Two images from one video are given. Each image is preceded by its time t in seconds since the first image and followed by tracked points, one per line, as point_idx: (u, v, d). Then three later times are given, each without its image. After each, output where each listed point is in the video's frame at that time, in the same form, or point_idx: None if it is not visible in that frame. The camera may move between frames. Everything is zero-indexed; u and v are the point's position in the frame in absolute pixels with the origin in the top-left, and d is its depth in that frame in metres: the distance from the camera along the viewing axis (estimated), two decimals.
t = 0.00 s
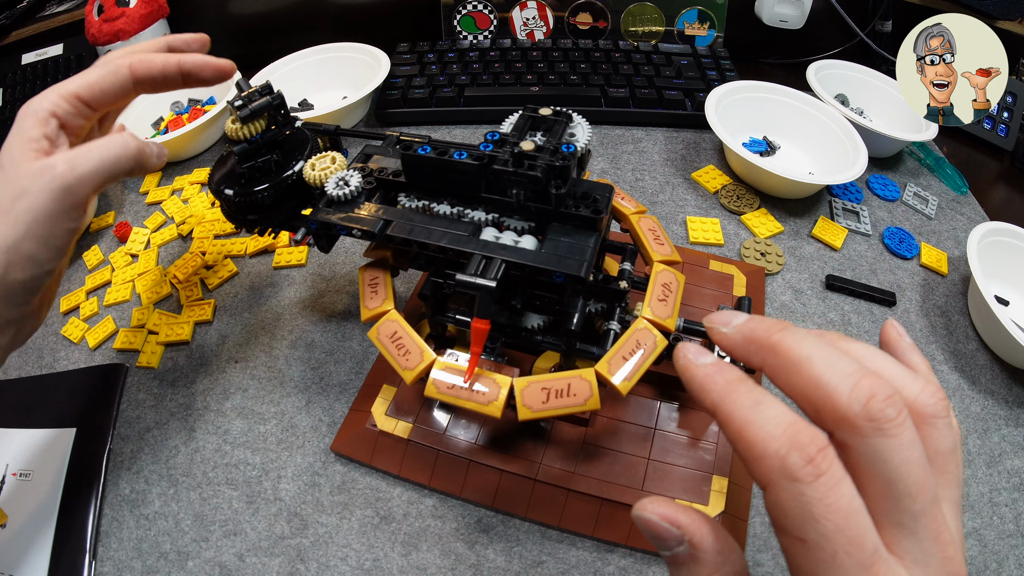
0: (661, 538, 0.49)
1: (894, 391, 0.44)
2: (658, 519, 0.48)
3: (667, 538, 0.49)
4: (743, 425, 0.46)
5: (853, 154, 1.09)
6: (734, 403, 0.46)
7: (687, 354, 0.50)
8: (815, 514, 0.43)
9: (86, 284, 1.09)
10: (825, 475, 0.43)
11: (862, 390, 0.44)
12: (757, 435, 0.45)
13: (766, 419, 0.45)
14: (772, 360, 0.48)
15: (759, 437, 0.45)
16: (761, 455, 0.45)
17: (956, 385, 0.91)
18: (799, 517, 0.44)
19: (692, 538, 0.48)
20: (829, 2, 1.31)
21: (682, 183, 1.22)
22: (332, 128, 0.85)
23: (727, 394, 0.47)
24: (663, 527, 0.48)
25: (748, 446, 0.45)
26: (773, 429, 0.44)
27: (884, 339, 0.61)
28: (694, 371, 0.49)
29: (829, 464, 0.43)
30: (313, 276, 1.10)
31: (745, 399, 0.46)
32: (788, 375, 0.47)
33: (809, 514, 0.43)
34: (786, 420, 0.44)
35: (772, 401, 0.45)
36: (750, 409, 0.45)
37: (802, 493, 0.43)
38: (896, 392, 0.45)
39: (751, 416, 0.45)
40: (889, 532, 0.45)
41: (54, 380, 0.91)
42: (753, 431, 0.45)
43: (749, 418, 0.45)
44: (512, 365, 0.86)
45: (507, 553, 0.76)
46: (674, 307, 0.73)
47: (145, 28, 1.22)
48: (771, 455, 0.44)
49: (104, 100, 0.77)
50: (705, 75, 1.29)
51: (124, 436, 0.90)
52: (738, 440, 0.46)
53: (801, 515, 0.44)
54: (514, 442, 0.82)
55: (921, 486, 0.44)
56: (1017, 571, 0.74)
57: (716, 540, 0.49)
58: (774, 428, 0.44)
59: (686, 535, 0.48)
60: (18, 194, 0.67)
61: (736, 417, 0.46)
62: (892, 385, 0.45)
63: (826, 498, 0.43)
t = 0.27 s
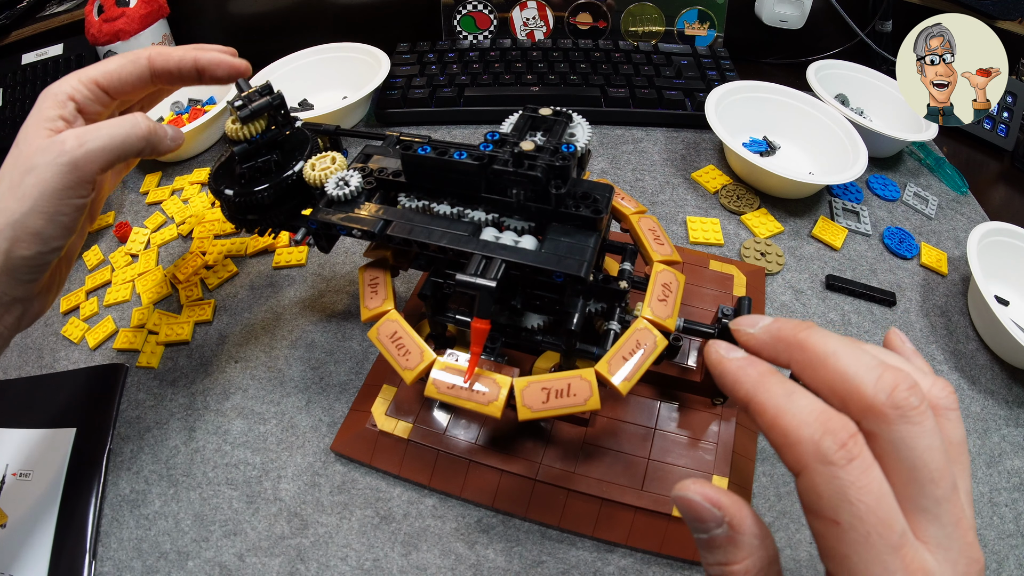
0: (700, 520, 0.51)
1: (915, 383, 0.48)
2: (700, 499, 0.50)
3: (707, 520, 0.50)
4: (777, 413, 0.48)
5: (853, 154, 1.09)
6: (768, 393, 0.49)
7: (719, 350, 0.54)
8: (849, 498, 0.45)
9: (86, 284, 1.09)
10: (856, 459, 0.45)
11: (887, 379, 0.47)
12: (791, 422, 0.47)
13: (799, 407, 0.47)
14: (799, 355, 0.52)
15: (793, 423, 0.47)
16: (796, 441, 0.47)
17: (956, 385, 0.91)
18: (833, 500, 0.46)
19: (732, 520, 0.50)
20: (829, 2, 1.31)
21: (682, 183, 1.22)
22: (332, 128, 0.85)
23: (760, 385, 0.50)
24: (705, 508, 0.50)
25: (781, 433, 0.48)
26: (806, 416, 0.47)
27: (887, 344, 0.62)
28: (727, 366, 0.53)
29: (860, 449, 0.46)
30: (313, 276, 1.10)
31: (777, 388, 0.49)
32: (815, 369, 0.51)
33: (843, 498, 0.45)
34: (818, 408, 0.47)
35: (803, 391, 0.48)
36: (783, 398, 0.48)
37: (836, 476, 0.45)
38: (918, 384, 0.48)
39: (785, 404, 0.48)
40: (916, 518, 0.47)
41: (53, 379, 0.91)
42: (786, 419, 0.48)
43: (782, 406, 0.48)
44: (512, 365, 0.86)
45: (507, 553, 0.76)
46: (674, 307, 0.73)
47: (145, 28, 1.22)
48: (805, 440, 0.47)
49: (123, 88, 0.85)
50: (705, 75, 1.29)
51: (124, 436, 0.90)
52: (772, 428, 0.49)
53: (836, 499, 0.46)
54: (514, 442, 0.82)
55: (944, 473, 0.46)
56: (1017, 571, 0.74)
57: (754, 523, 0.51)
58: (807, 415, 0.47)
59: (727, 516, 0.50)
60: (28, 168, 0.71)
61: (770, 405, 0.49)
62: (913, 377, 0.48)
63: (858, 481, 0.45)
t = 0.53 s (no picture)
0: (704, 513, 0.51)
1: (912, 379, 0.48)
2: (705, 493, 0.50)
3: (711, 514, 0.50)
4: (778, 410, 0.48)
5: (853, 154, 1.09)
6: (768, 391, 0.49)
7: (719, 349, 0.54)
8: (850, 494, 0.45)
9: (86, 284, 1.09)
10: (857, 455, 0.45)
11: (885, 377, 0.48)
12: (791, 419, 0.48)
13: (799, 404, 0.48)
14: (798, 354, 0.52)
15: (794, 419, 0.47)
16: (797, 438, 0.47)
17: (956, 385, 0.91)
18: (835, 495, 0.46)
19: (736, 513, 0.50)
20: (829, 2, 1.31)
21: (682, 183, 1.22)
22: (332, 128, 0.85)
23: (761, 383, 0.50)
24: (709, 501, 0.50)
25: (782, 430, 0.48)
26: (807, 412, 0.47)
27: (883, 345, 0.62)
28: (728, 364, 0.53)
29: (860, 444, 0.46)
30: (313, 276, 1.09)
31: (778, 386, 0.49)
32: (814, 367, 0.51)
33: (844, 494, 0.45)
34: (818, 405, 0.47)
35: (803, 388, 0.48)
36: (784, 395, 0.49)
37: (838, 472, 0.45)
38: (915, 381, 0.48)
39: (786, 401, 0.48)
40: (916, 514, 0.47)
41: (52, 379, 0.91)
42: (787, 416, 0.48)
43: (783, 403, 0.48)
44: (512, 365, 0.86)
45: (507, 553, 0.76)
46: (674, 307, 0.73)
47: (145, 28, 1.22)
48: (807, 436, 0.47)
49: (123, 97, 0.84)
50: (705, 75, 1.29)
51: (124, 436, 0.90)
52: (774, 426, 0.49)
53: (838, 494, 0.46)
54: (514, 442, 0.82)
55: (942, 468, 0.47)
56: (1017, 571, 0.74)
57: (758, 516, 0.51)
58: (808, 412, 0.47)
59: (731, 510, 0.50)
60: (24, 181, 0.71)
61: (770, 403, 0.49)
62: (910, 375, 0.49)
63: (860, 476, 0.45)
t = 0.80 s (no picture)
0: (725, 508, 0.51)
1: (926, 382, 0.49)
2: (728, 487, 0.50)
3: (733, 508, 0.50)
4: (800, 410, 0.49)
5: (852, 154, 1.09)
6: (789, 391, 0.50)
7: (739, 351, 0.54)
8: (869, 492, 0.45)
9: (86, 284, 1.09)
10: (876, 455, 0.46)
11: (901, 379, 0.48)
12: (812, 419, 0.48)
13: (820, 404, 0.48)
14: (815, 356, 0.53)
15: (815, 419, 0.48)
16: (818, 437, 0.47)
17: (956, 385, 0.91)
18: (853, 494, 0.46)
19: (757, 508, 0.50)
20: (829, 2, 1.31)
21: (682, 183, 1.22)
22: (332, 128, 0.85)
23: (781, 382, 0.50)
24: (732, 496, 0.50)
25: (802, 429, 0.48)
26: (828, 412, 0.47)
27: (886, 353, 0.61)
28: (747, 365, 0.53)
29: (879, 444, 0.46)
30: (313, 276, 1.09)
31: (799, 386, 0.49)
32: (830, 371, 0.51)
33: (863, 492, 0.45)
34: (839, 406, 0.47)
35: (824, 389, 0.49)
36: (805, 395, 0.49)
37: (857, 471, 0.46)
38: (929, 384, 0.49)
39: (808, 401, 0.48)
40: (929, 515, 0.47)
41: (51, 379, 0.91)
42: (808, 415, 0.48)
43: (803, 403, 0.49)
44: (512, 365, 0.86)
45: (507, 553, 0.76)
46: (674, 307, 0.73)
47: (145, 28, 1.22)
48: (827, 435, 0.47)
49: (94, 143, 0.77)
50: (705, 75, 1.28)
51: (124, 436, 0.90)
52: (794, 425, 0.49)
53: (857, 493, 0.45)
54: (514, 442, 0.82)
55: (955, 469, 0.47)
56: (1017, 571, 0.74)
57: (778, 513, 0.51)
58: (829, 411, 0.47)
59: (754, 505, 0.50)
60: None
61: (791, 403, 0.49)
62: (925, 378, 0.49)
63: (879, 475, 0.45)
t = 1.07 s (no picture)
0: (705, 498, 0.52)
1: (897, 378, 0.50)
2: (708, 476, 0.50)
3: (713, 498, 0.51)
4: (774, 405, 0.49)
5: (853, 154, 1.09)
6: (763, 387, 0.51)
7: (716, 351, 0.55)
8: (842, 484, 0.46)
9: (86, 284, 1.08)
10: (849, 447, 0.46)
11: (871, 376, 0.49)
12: (786, 413, 0.49)
13: (793, 399, 0.49)
14: (790, 356, 0.54)
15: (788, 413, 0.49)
16: (791, 431, 0.48)
17: (956, 385, 0.91)
18: (828, 485, 0.46)
19: (736, 497, 0.51)
20: (829, 2, 1.31)
21: (682, 183, 1.22)
22: (332, 128, 0.85)
23: (756, 379, 0.51)
24: (712, 485, 0.51)
25: (778, 424, 0.49)
26: (801, 406, 0.48)
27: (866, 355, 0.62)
28: (723, 363, 0.54)
29: (851, 437, 0.47)
30: (313, 276, 1.09)
31: (773, 382, 0.50)
32: (803, 370, 0.53)
33: (836, 484, 0.46)
34: (812, 401, 0.48)
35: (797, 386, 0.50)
36: (779, 391, 0.50)
37: (831, 463, 0.46)
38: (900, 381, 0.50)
39: (781, 397, 0.49)
40: (906, 508, 0.47)
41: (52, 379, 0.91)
42: (782, 411, 0.49)
43: (778, 399, 0.49)
44: (512, 365, 0.86)
45: (507, 553, 0.76)
46: (674, 307, 0.73)
47: (145, 28, 1.22)
48: (800, 429, 0.48)
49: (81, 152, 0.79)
50: (705, 75, 1.28)
51: (124, 436, 0.90)
52: (770, 421, 0.50)
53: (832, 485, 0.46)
54: (514, 442, 0.82)
55: (929, 462, 0.47)
56: (1017, 571, 0.74)
57: (757, 504, 0.52)
58: (802, 406, 0.48)
59: (733, 494, 0.51)
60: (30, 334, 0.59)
61: (766, 398, 0.50)
62: (896, 375, 0.51)
63: (852, 467, 0.46)
